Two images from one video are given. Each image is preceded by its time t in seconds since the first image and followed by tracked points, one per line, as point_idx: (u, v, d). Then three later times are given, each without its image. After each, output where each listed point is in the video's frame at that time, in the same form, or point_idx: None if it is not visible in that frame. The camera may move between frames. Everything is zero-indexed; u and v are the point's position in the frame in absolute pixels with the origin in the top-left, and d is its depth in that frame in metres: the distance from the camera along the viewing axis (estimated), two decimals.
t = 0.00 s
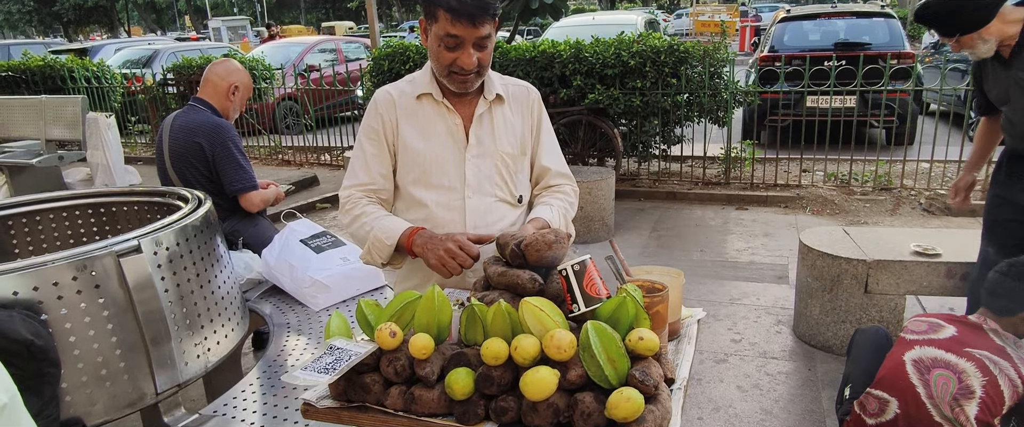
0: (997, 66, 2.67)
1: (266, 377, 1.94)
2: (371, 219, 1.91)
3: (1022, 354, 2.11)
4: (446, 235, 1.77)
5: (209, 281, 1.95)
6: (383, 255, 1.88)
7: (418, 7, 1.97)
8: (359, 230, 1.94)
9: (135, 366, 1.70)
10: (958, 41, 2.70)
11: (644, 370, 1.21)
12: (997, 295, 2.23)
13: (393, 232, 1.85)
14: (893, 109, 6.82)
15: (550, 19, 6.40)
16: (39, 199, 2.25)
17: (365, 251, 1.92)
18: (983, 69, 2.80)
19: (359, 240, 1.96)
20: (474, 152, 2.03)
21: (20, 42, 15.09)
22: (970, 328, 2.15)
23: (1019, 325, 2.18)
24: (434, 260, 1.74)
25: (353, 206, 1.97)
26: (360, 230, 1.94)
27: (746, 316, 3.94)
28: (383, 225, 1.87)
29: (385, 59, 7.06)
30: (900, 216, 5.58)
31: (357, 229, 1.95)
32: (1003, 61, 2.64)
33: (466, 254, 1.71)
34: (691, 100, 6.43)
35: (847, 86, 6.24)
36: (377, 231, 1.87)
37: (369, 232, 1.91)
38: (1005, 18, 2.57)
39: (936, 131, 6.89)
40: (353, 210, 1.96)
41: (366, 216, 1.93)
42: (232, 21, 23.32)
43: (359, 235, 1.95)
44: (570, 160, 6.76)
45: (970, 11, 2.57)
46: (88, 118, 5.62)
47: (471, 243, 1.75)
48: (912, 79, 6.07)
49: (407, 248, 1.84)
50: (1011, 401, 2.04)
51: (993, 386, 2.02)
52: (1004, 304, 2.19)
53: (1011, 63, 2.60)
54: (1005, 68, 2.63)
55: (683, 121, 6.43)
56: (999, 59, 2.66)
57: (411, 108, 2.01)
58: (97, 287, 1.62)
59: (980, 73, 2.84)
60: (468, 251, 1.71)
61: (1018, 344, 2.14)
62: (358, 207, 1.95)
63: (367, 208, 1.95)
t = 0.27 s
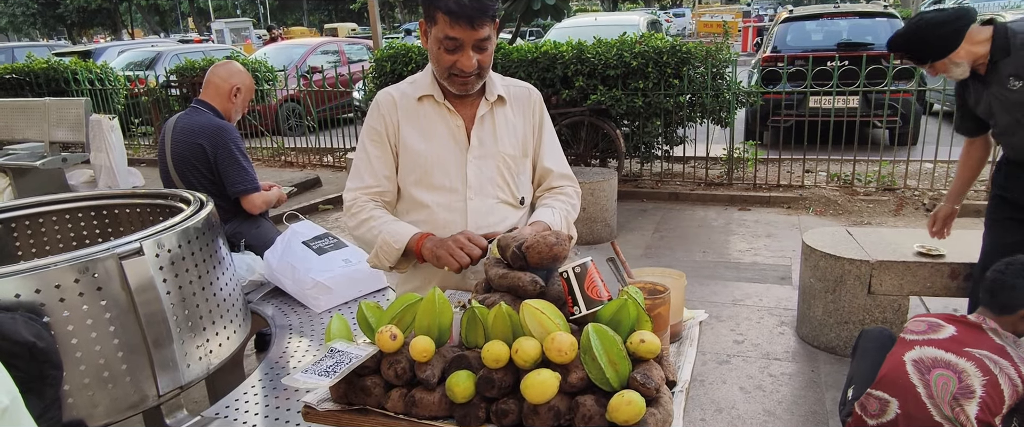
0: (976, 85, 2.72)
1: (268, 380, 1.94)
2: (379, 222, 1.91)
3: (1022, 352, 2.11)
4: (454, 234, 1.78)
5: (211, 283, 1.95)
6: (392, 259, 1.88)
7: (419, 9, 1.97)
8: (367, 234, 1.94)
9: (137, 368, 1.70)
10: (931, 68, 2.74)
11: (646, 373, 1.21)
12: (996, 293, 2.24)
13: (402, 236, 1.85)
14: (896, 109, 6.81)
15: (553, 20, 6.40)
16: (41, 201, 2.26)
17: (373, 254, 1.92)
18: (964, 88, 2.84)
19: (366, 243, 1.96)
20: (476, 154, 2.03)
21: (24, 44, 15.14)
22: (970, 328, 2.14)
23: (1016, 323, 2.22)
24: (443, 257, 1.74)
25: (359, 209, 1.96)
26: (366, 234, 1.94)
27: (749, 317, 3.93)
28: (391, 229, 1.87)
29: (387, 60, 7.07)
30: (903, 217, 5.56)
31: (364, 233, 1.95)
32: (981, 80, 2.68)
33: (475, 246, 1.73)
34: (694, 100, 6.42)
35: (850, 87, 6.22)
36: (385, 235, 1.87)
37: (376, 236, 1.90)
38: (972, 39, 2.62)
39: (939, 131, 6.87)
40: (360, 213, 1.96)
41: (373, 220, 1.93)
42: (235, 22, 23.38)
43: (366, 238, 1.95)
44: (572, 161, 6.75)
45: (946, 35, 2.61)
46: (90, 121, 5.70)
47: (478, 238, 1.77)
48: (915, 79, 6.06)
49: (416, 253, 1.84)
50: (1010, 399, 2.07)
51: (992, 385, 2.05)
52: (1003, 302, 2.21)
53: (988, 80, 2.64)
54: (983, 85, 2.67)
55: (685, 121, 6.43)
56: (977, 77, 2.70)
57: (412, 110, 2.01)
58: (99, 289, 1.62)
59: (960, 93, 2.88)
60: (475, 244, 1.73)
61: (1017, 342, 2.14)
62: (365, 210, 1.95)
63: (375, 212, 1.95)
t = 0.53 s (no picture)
0: (973, 99, 2.82)
1: (269, 381, 1.93)
2: (365, 220, 1.91)
3: None
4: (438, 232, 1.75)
5: (213, 284, 1.95)
6: (377, 256, 1.87)
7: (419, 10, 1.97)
8: (354, 232, 1.93)
9: (138, 370, 1.70)
10: (925, 86, 2.85)
11: (647, 375, 1.20)
12: (995, 293, 2.24)
13: (386, 233, 1.84)
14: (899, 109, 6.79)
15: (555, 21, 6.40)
16: (43, 203, 2.27)
17: (359, 252, 1.91)
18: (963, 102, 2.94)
19: (353, 242, 1.95)
20: (477, 155, 2.03)
21: (26, 46, 15.18)
22: (971, 330, 2.13)
23: (1018, 322, 2.23)
24: (429, 258, 1.72)
25: (347, 208, 1.96)
26: (354, 232, 1.93)
27: (751, 318, 3.92)
28: (376, 227, 1.86)
29: (389, 61, 7.07)
30: (906, 217, 5.55)
31: (351, 231, 1.94)
32: (977, 94, 2.78)
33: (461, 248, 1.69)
34: (696, 101, 6.41)
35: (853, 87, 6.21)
36: (371, 233, 1.86)
37: (363, 234, 1.90)
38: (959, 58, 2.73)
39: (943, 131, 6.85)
40: (347, 212, 1.95)
41: (360, 218, 1.92)
42: (238, 24, 23.44)
43: (353, 236, 1.94)
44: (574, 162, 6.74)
45: (935, 56, 2.72)
46: (93, 122, 5.67)
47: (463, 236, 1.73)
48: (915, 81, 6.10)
49: (402, 249, 1.82)
50: (1017, 399, 2.06)
51: (998, 386, 2.03)
52: (1004, 303, 2.22)
53: (983, 93, 2.74)
54: (980, 99, 2.77)
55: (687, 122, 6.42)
56: (974, 90, 2.80)
57: (413, 111, 2.00)
58: (101, 291, 1.62)
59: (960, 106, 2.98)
60: (461, 244, 1.70)
61: (1019, 343, 2.14)
62: (352, 209, 1.95)
63: (362, 211, 1.94)
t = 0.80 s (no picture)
0: (975, 102, 2.81)
1: (272, 382, 1.93)
2: (369, 223, 1.90)
3: None
4: (439, 242, 1.75)
5: (215, 285, 1.95)
6: (380, 261, 1.86)
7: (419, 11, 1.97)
8: (358, 234, 1.93)
9: (141, 371, 1.70)
10: (926, 90, 2.85)
11: (650, 377, 1.20)
12: (998, 294, 2.25)
13: (390, 236, 1.84)
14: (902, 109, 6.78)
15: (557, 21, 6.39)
16: (47, 204, 2.27)
17: (362, 256, 1.90)
18: (966, 105, 2.93)
19: (358, 244, 1.94)
20: (479, 156, 2.02)
21: (29, 48, 15.22)
22: (974, 329, 2.13)
23: (1020, 322, 2.22)
24: (432, 271, 1.73)
25: (352, 210, 1.96)
26: (358, 235, 1.93)
27: (755, 318, 3.91)
28: (380, 230, 1.86)
29: (391, 62, 7.07)
30: (910, 218, 5.53)
31: (356, 233, 1.94)
32: (978, 97, 2.77)
33: (461, 262, 1.69)
34: (699, 101, 6.40)
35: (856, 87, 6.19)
36: (374, 237, 1.86)
37: (366, 237, 1.89)
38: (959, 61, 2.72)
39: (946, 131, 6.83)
40: (352, 214, 1.95)
41: (364, 220, 1.92)
42: (240, 25, 23.47)
43: (357, 239, 1.93)
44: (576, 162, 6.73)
45: (935, 60, 2.71)
46: (96, 123, 5.72)
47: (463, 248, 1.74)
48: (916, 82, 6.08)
49: (404, 254, 1.82)
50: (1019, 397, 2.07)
51: (1002, 385, 2.04)
52: (1007, 302, 2.22)
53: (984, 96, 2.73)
54: (982, 101, 2.76)
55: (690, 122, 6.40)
56: (976, 93, 2.79)
57: (414, 112, 2.00)
58: (103, 292, 1.62)
59: (963, 110, 2.98)
60: (461, 258, 1.70)
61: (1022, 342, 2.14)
62: (357, 212, 1.94)
63: (366, 213, 1.93)
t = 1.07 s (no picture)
0: (978, 103, 2.80)
1: (274, 383, 1.93)
2: (374, 224, 1.90)
3: None
4: (443, 242, 1.75)
5: (216, 286, 1.94)
6: (386, 262, 1.86)
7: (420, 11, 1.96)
8: (363, 236, 1.92)
9: (142, 372, 1.70)
10: (928, 91, 2.84)
11: (652, 378, 1.19)
12: (996, 290, 2.25)
13: (394, 238, 1.83)
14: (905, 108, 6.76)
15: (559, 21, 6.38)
16: (48, 205, 2.26)
17: (367, 258, 1.90)
18: (967, 104, 2.91)
19: (363, 246, 1.94)
20: (480, 157, 2.02)
21: (31, 50, 15.24)
22: (972, 325, 2.14)
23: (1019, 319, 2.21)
24: (437, 271, 1.73)
25: (356, 211, 1.96)
26: (362, 237, 1.93)
27: (757, 318, 3.90)
28: (385, 230, 1.85)
29: (393, 62, 7.07)
30: (913, 217, 5.51)
31: (361, 235, 1.94)
32: (980, 98, 2.76)
33: (466, 260, 1.69)
34: (701, 101, 6.39)
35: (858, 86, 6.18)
36: (378, 238, 1.86)
37: (371, 239, 1.89)
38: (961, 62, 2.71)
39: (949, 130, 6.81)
40: (356, 216, 1.95)
41: (368, 222, 1.91)
42: (242, 26, 23.52)
43: (362, 240, 1.93)
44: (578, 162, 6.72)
45: (937, 60, 2.70)
46: (99, 124, 5.68)
47: (468, 246, 1.73)
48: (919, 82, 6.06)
49: (409, 255, 1.82)
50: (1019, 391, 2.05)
51: (1001, 378, 2.02)
52: (1004, 299, 2.22)
53: (986, 96, 2.72)
54: (984, 102, 2.75)
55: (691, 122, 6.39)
56: (978, 94, 2.78)
57: (415, 112, 2.00)
58: (104, 293, 1.62)
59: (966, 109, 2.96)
60: (466, 256, 1.70)
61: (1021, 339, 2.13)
62: (361, 213, 1.94)
63: (371, 214, 1.93)
